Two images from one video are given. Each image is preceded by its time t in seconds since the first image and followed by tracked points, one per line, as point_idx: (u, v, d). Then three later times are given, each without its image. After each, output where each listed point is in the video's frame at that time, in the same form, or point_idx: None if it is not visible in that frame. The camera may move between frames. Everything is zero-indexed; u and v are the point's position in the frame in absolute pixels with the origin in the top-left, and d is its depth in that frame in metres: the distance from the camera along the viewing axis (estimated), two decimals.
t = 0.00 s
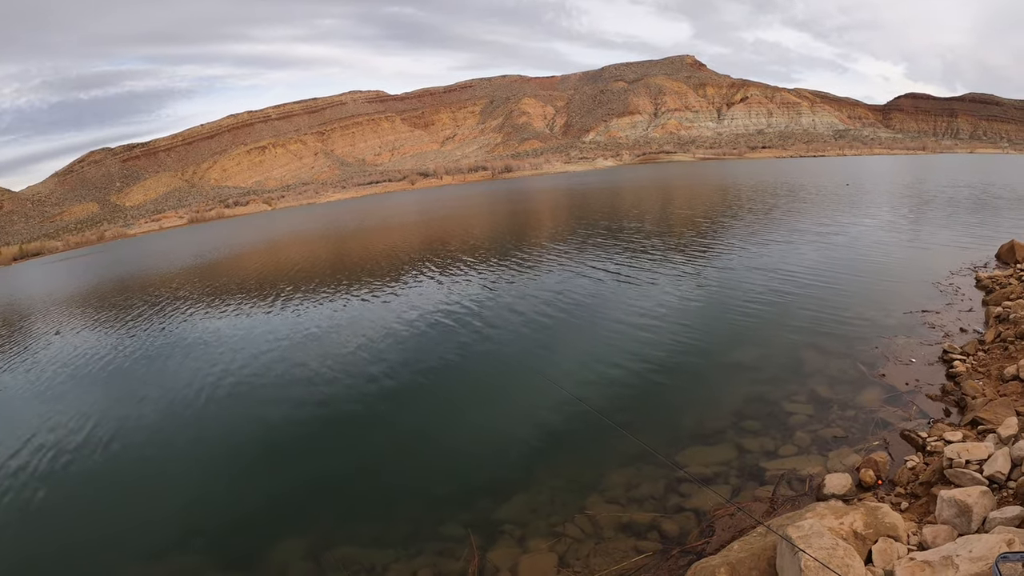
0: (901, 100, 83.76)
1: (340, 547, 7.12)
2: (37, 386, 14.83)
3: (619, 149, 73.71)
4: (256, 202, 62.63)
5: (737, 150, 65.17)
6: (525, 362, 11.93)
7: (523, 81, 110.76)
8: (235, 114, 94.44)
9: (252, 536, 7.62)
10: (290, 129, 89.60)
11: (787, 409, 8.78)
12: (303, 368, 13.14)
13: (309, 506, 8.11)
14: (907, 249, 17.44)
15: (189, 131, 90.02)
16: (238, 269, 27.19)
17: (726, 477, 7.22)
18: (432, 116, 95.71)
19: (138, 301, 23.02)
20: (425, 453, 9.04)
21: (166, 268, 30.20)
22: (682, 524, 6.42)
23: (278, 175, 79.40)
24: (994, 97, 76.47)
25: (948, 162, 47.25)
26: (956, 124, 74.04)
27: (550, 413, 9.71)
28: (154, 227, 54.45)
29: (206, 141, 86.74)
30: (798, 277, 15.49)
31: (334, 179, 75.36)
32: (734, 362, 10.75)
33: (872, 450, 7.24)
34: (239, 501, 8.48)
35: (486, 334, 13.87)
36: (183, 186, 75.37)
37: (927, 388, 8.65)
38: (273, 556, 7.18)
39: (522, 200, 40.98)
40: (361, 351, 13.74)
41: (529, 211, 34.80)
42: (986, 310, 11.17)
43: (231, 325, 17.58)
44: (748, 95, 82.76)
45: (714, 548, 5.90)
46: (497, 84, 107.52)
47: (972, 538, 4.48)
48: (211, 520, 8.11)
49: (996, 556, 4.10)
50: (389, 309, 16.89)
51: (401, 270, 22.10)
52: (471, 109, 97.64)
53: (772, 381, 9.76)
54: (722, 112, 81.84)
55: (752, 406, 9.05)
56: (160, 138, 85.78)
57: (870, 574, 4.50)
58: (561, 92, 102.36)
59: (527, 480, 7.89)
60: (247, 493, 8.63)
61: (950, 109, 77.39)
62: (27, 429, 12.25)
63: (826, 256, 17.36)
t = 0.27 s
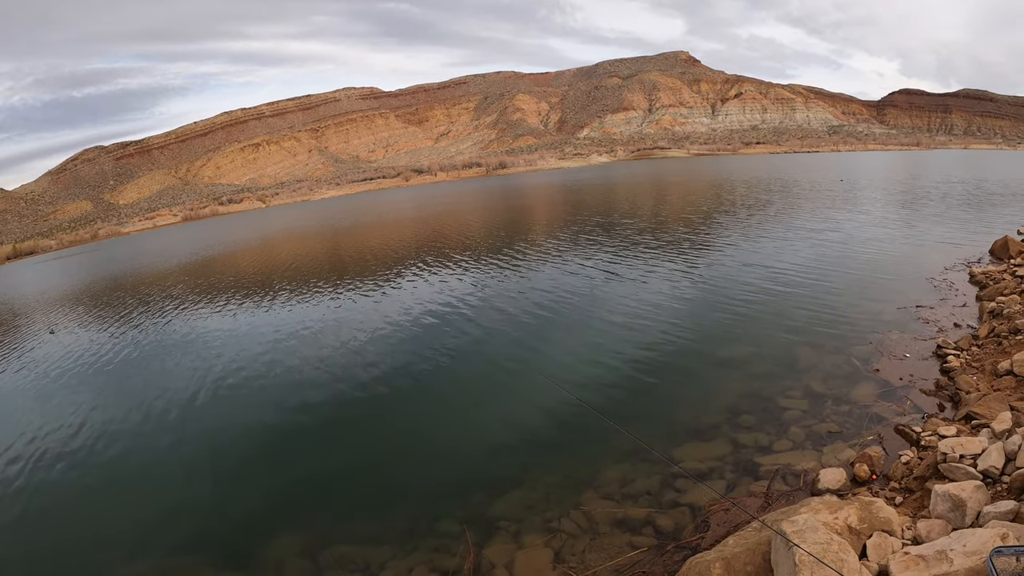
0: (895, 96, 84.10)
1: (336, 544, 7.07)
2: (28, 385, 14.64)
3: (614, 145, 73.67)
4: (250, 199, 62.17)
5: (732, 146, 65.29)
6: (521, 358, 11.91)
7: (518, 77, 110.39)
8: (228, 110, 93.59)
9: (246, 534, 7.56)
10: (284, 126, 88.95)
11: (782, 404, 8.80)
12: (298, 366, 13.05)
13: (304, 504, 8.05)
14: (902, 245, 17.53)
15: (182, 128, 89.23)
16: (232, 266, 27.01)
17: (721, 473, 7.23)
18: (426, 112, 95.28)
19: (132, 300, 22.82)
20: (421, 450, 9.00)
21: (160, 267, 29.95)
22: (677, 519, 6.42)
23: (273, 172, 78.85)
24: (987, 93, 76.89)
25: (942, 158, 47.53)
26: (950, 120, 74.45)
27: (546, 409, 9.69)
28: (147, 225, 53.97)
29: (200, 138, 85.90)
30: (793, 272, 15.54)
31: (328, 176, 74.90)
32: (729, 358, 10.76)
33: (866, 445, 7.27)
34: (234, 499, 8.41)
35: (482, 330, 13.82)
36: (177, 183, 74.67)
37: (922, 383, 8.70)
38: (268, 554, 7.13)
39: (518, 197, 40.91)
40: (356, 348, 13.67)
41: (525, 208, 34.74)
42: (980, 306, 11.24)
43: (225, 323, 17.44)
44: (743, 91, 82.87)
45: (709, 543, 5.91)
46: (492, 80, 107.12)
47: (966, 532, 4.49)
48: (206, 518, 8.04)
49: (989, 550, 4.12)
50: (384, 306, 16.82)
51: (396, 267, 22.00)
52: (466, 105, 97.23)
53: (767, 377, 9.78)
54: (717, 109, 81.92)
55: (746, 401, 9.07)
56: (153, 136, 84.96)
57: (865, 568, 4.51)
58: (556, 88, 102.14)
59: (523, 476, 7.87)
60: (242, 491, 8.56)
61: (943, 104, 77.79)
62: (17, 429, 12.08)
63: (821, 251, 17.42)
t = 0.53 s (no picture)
0: (891, 94, 84.36)
1: (333, 543, 7.04)
2: (23, 385, 14.51)
3: (611, 143, 73.62)
4: (246, 198, 61.85)
5: (729, 144, 65.37)
6: (518, 356, 11.89)
7: (515, 75, 110.21)
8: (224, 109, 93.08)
9: (244, 533, 7.52)
10: (280, 124, 88.56)
11: (778, 401, 8.82)
12: (295, 365, 12.99)
13: (302, 503, 8.02)
14: (898, 242, 17.58)
15: (177, 127, 88.71)
16: (229, 265, 26.89)
17: (719, 470, 7.23)
18: (423, 110, 95.03)
19: (127, 299, 22.67)
20: (418, 448, 8.98)
21: (155, 266, 29.77)
22: (674, 517, 6.42)
23: (269, 171, 78.50)
24: (982, 91, 77.20)
25: (938, 156, 47.75)
26: (946, 118, 74.78)
27: (544, 407, 9.68)
28: (143, 224, 53.65)
29: (196, 137, 85.41)
30: (790, 270, 15.57)
31: (325, 174, 74.62)
32: (726, 356, 10.78)
33: (863, 442, 7.29)
34: (231, 499, 8.36)
35: (479, 328, 13.80)
36: (173, 182, 74.24)
37: (918, 381, 8.74)
38: (265, 552, 7.09)
39: (515, 195, 40.86)
40: (353, 346, 13.62)
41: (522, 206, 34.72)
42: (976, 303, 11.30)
43: (221, 322, 17.36)
44: (740, 89, 82.96)
45: (706, 541, 5.91)
46: (489, 78, 106.92)
47: (962, 529, 4.50)
48: (203, 518, 7.98)
49: (985, 547, 4.13)
50: (381, 304, 16.77)
51: (393, 265, 21.95)
52: (462, 103, 96.99)
53: (764, 374, 9.79)
54: (713, 107, 81.99)
55: (743, 398, 9.08)
56: (148, 135, 84.44)
57: (861, 564, 4.51)
58: (552, 86, 102.01)
59: (521, 474, 7.86)
60: (240, 490, 8.51)
61: (940, 102, 78.07)
62: (11, 430, 11.96)
63: (817, 249, 17.46)
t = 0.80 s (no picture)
0: (889, 92, 84.53)
1: (332, 542, 7.03)
2: (20, 385, 14.43)
3: (609, 142, 73.60)
4: (244, 197, 61.65)
5: (727, 142, 65.44)
6: (517, 354, 11.88)
7: (513, 74, 110.10)
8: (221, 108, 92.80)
9: (242, 532, 7.49)
10: (277, 123, 88.33)
11: (776, 399, 8.83)
12: (293, 364, 12.97)
13: (300, 501, 7.99)
14: (896, 241, 17.62)
15: (175, 126, 88.44)
16: (227, 264, 26.84)
17: (716, 468, 7.24)
18: (420, 109, 94.90)
19: (125, 298, 22.61)
20: (416, 446, 8.96)
21: (153, 265, 29.68)
22: (672, 515, 6.42)
23: (267, 170, 78.28)
24: (980, 90, 77.43)
25: (935, 154, 47.91)
26: (944, 116, 75.03)
27: (543, 406, 9.66)
28: (141, 223, 53.46)
29: (194, 136, 85.07)
30: (788, 269, 15.59)
31: (323, 173, 74.46)
32: (724, 354, 10.79)
33: (860, 440, 7.31)
34: (229, 498, 8.34)
35: (478, 327, 13.79)
36: (171, 181, 73.98)
37: (915, 379, 8.76)
38: (264, 551, 7.07)
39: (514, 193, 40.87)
40: (352, 345, 13.60)
41: (521, 204, 34.71)
42: (973, 301, 11.33)
43: (220, 320, 17.33)
44: (737, 87, 83.05)
45: (704, 539, 5.91)
46: (487, 77, 106.75)
47: (960, 527, 4.51)
48: (200, 517, 7.95)
49: (983, 545, 4.14)
50: (379, 303, 16.74)
51: (392, 264, 21.94)
52: (460, 102, 96.87)
53: (762, 373, 9.81)
54: (711, 105, 82.07)
55: (741, 396, 9.10)
56: (145, 134, 84.14)
57: (859, 563, 4.52)
58: (550, 85, 101.90)
59: (519, 472, 7.85)
60: (238, 489, 8.48)
61: (937, 101, 78.27)
62: (9, 429, 11.91)
63: (815, 248, 17.49)
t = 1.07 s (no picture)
0: (887, 91, 84.61)
1: (330, 541, 7.02)
2: (18, 385, 14.39)
3: (608, 141, 73.58)
4: (243, 196, 61.52)
5: (726, 141, 65.47)
6: (517, 353, 11.87)
7: (512, 73, 109.95)
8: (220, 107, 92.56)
9: (241, 532, 7.47)
10: (276, 122, 88.12)
11: (774, 398, 8.84)
12: (291, 363, 12.93)
13: (299, 501, 7.98)
14: (894, 240, 17.65)
15: (173, 125, 88.21)
16: (225, 263, 26.76)
17: (715, 467, 7.25)
18: (419, 108, 94.74)
19: (123, 297, 22.54)
20: (415, 446, 8.95)
21: (151, 264, 29.58)
22: (671, 513, 6.43)
23: (265, 168, 78.07)
24: (978, 89, 77.54)
25: (934, 153, 47.94)
26: (942, 116, 75.15)
27: (542, 405, 9.65)
28: (140, 222, 53.32)
29: (191, 135, 84.75)
30: (787, 267, 15.61)
31: (321, 172, 74.32)
32: (723, 352, 10.81)
33: (858, 439, 7.32)
34: (227, 497, 8.32)
35: (477, 325, 13.77)
36: (169, 180, 73.74)
37: (914, 377, 8.78)
38: (262, 551, 7.05)
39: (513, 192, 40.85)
40: (350, 344, 13.57)
41: (520, 203, 34.69)
42: (972, 300, 11.35)
43: (218, 320, 17.28)
44: (736, 86, 83.06)
45: (702, 537, 5.91)
46: (485, 75, 106.58)
47: (958, 525, 4.52)
48: (199, 517, 7.93)
49: (981, 543, 4.15)
50: (378, 301, 16.70)
51: (390, 263, 21.89)
52: (459, 100, 96.72)
53: (760, 371, 9.81)
54: (710, 104, 82.07)
55: (740, 395, 9.10)
56: (144, 133, 83.89)
57: (857, 561, 4.53)
58: (549, 83, 101.81)
59: (517, 471, 7.84)
60: (237, 489, 8.46)
61: (935, 100, 78.39)
62: (7, 429, 11.87)
63: (814, 246, 17.49)
